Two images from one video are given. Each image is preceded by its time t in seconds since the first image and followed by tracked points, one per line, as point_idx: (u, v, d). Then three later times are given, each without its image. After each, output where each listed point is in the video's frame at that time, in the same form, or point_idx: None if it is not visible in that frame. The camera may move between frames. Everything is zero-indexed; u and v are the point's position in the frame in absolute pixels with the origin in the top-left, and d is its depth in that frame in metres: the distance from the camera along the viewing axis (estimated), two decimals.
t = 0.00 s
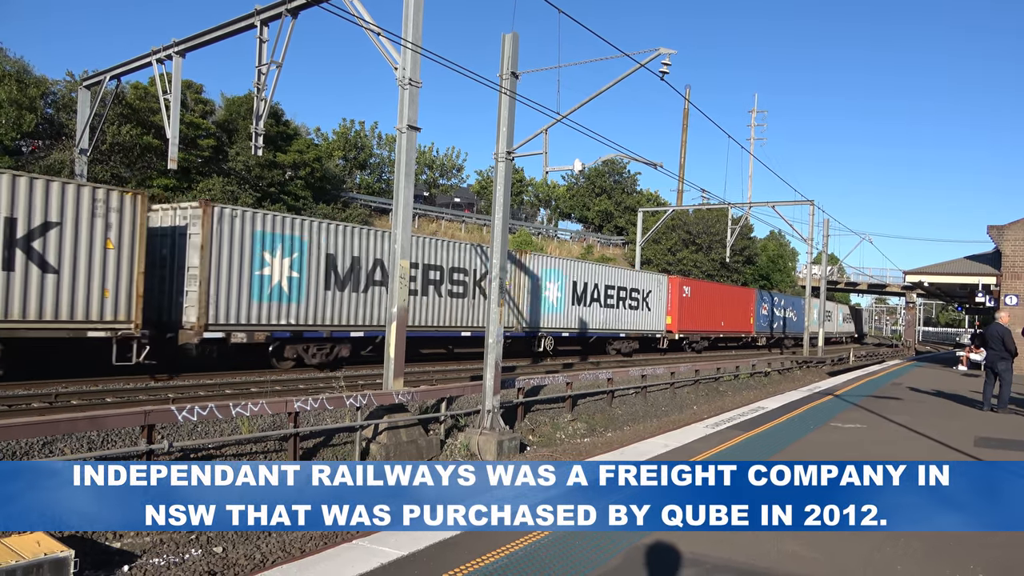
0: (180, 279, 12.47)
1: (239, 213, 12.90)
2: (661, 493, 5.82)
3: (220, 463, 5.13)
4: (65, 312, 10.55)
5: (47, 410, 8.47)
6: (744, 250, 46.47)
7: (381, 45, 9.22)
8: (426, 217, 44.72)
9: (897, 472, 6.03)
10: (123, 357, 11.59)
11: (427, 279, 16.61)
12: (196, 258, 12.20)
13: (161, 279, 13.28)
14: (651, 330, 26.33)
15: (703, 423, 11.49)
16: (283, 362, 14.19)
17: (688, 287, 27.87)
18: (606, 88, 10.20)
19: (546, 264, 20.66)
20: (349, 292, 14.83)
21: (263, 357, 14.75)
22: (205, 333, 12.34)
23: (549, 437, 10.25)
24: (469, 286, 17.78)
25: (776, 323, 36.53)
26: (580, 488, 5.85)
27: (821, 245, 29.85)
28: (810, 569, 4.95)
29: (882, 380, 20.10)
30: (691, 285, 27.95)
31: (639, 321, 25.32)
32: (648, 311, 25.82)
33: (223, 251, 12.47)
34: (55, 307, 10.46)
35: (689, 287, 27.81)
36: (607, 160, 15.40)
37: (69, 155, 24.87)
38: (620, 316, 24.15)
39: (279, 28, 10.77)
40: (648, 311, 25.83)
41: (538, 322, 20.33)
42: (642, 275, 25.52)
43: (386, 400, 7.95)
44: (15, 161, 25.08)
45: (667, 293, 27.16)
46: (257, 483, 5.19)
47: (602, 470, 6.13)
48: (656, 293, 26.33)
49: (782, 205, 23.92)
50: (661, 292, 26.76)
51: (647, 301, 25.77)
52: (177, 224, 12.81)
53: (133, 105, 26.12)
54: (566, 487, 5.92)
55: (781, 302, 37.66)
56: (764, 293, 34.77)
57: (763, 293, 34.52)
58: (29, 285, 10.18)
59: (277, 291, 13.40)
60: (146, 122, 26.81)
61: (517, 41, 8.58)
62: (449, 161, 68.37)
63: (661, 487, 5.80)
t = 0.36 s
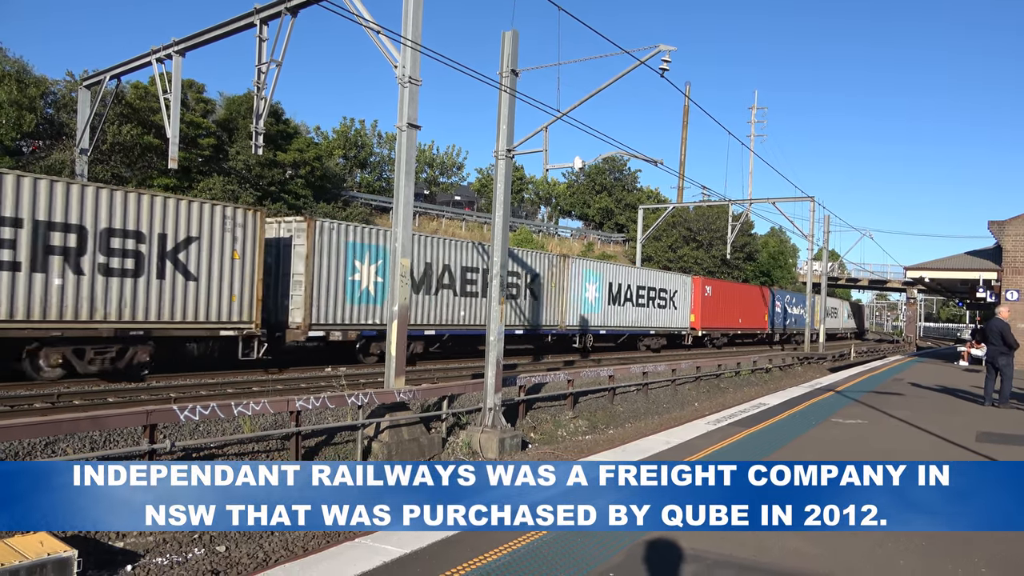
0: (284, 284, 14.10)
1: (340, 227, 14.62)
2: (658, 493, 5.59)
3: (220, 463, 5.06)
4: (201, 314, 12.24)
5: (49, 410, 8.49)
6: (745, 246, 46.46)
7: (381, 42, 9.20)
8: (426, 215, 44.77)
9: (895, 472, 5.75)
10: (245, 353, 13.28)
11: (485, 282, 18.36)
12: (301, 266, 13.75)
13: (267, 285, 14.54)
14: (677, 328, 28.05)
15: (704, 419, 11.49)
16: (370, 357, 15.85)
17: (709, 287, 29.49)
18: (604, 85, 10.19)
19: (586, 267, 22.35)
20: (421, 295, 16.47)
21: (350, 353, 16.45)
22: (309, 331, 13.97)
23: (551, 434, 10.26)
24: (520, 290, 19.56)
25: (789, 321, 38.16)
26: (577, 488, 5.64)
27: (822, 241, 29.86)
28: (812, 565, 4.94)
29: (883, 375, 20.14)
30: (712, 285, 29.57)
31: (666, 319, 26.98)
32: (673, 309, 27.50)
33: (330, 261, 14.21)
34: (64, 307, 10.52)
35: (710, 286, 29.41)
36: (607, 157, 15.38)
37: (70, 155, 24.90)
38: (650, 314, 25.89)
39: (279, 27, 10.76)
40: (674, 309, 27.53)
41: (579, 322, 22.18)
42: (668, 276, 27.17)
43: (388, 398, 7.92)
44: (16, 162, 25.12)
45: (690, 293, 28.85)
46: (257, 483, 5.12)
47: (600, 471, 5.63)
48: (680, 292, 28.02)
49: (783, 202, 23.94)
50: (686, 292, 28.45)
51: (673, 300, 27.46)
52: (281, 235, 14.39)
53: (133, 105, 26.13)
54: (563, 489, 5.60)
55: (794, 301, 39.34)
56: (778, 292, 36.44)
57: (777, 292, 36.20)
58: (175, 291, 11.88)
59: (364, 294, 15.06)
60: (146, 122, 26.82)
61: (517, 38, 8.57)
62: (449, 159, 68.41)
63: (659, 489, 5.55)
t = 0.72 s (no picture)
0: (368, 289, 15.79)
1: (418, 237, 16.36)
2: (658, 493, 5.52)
3: (220, 463, 5.06)
4: (307, 316, 13.85)
5: (52, 413, 8.50)
6: (746, 241, 46.42)
7: (379, 42, 9.16)
8: (427, 214, 44.79)
9: (898, 471, 5.56)
10: (340, 351, 15.00)
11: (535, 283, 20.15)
12: (384, 272, 15.25)
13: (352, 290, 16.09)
14: (699, 323, 29.87)
15: (707, 415, 11.48)
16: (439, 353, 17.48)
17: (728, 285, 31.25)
18: (602, 82, 10.18)
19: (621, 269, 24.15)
20: (482, 297, 18.22)
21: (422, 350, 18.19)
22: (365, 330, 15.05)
23: (553, 432, 10.27)
24: (563, 291, 21.28)
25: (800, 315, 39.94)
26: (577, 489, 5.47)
27: (822, 235, 29.84)
28: (816, 561, 4.93)
29: (884, 369, 20.12)
30: (730, 283, 31.33)
31: (690, 315, 28.77)
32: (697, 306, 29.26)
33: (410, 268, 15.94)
34: (62, 309, 10.48)
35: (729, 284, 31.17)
36: (606, 154, 15.34)
37: (70, 158, 24.90)
38: (677, 312, 27.59)
39: (276, 27, 10.71)
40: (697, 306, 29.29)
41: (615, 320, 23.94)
42: (691, 276, 28.93)
43: (389, 398, 7.89)
44: (15, 165, 25.12)
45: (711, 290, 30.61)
46: (257, 483, 5.11)
47: (599, 471, 5.45)
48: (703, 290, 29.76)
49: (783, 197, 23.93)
50: (707, 289, 30.21)
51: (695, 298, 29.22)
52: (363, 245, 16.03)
53: (132, 107, 26.11)
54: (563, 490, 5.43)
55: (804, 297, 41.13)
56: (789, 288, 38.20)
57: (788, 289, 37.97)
58: (287, 295, 13.52)
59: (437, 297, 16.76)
60: (145, 124, 26.83)
61: (515, 36, 8.56)
62: (448, 158, 68.43)
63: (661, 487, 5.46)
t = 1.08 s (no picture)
0: (436, 290, 17.65)
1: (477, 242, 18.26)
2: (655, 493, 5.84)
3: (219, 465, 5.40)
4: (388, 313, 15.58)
5: (53, 411, 8.51)
6: (746, 238, 46.37)
7: (379, 39, 9.14)
8: (427, 211, 44.78)
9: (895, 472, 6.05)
10: (414, 344, 16.75)
11: (576, 284, 22.01)
12: (450, 275, 17.28)
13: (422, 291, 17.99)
14: (720, 322, 31.59)
15: (707, 412, 11.50)
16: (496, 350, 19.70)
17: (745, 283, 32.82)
18: (602, 80, 10.16)
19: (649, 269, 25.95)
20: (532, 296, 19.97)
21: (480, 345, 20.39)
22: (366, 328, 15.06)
23: (554, 429, 10.27)
24: (599, 290, 23.06)
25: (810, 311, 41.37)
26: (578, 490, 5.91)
27: (823, 232, 29.83)
28: (817, 556, 4.95)
29: (886, 366, 20.08)
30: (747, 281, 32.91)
31: (712, 313, 30.47)
32: (718, 304, 30.96)
33: (473, 270, 17.79)
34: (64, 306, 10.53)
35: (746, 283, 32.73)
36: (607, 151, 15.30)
37: (70, 156, 24.88)
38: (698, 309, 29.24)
39: (276, 24, 10.67)
40: (719, 304, 30.98)
41: (644, 316, 25.71)
42: (713, 276, 30.61)
43: (389, 395, 7.91)
44: (15, 163, 25.11)
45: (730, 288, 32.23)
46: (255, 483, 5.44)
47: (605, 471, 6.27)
48: (723, 289, 31.47)
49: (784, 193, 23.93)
50: (727, 289, 31.91)
51: (716, 297, 30.92)
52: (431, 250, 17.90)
53: (132, 105, 26.11)
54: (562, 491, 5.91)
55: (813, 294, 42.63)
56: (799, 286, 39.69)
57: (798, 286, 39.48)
58: (372, 295, 15.28)
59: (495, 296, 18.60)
60: (145, 121, 26.81)
61: (515, 33, 8.54)
62: (449, 155, 68.41)
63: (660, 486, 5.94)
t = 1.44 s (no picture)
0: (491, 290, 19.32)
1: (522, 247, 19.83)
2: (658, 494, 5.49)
3: (220, 463, 5.10)
4: (454, 312, 17.22)
5: (53, 410, 8.52)
6: (746, 236, 46.39)
7: (377, 37, 9.11)
8: (426, 210, 44.81)
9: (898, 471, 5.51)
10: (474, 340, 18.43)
11: (610, 284, 23.67)
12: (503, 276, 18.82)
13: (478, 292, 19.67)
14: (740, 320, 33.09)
15: (707, 410, 11.50)
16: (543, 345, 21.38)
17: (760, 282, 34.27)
18: (603, 76, 10.08)
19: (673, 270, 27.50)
20: (571, 296, 21.65)
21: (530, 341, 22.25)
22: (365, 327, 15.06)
23: (554, 427, 10.27)
24: (630, 290, 24.53)
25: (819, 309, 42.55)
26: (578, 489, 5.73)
27: (822, 229, 29.85)
28: (819, 554, 4.93)
29: (884, 363, 20.08)
30: (762, 280, 34.34)
31: (732, 311, 31.97)
32: (737, 303, 32.46)
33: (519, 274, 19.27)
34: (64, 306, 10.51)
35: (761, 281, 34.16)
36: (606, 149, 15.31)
37: (68, 156, 24.85)
38: (720, 307, 30.55)
39: (274, 22, 10.64)
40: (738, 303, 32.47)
41: (670, 315, 27.20)
42: (733, 276, 32.10)
43: (388, 394, 7.99)
44: (14, 163, 25.07)
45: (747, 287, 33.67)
46: (257, 483, 5.13)
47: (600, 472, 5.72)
48: (742, 288, 32.97)
49: (784, 190, 23.95)
50: (746, 288, 33.39)
51: (736, 295, 32.44)
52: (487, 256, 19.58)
53: (130, 104, 26.11)
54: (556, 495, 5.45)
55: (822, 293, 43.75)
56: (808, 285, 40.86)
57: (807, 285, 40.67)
58: (442, 296, 16.92)
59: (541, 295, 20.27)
60: (143, 120, 26.82)
61: (514, 31, 8.53)
62: (448, 153, 68.45)
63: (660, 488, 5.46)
